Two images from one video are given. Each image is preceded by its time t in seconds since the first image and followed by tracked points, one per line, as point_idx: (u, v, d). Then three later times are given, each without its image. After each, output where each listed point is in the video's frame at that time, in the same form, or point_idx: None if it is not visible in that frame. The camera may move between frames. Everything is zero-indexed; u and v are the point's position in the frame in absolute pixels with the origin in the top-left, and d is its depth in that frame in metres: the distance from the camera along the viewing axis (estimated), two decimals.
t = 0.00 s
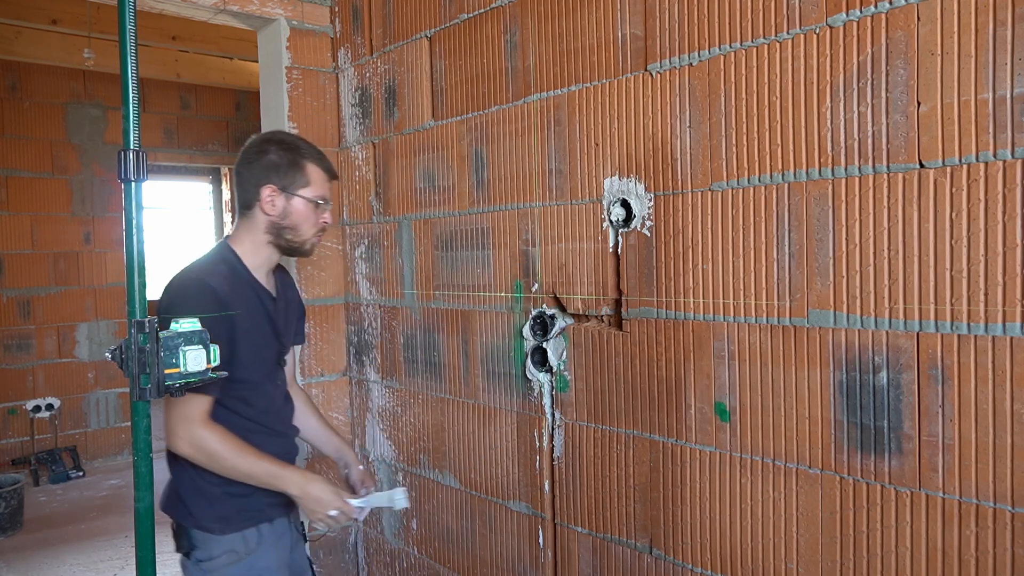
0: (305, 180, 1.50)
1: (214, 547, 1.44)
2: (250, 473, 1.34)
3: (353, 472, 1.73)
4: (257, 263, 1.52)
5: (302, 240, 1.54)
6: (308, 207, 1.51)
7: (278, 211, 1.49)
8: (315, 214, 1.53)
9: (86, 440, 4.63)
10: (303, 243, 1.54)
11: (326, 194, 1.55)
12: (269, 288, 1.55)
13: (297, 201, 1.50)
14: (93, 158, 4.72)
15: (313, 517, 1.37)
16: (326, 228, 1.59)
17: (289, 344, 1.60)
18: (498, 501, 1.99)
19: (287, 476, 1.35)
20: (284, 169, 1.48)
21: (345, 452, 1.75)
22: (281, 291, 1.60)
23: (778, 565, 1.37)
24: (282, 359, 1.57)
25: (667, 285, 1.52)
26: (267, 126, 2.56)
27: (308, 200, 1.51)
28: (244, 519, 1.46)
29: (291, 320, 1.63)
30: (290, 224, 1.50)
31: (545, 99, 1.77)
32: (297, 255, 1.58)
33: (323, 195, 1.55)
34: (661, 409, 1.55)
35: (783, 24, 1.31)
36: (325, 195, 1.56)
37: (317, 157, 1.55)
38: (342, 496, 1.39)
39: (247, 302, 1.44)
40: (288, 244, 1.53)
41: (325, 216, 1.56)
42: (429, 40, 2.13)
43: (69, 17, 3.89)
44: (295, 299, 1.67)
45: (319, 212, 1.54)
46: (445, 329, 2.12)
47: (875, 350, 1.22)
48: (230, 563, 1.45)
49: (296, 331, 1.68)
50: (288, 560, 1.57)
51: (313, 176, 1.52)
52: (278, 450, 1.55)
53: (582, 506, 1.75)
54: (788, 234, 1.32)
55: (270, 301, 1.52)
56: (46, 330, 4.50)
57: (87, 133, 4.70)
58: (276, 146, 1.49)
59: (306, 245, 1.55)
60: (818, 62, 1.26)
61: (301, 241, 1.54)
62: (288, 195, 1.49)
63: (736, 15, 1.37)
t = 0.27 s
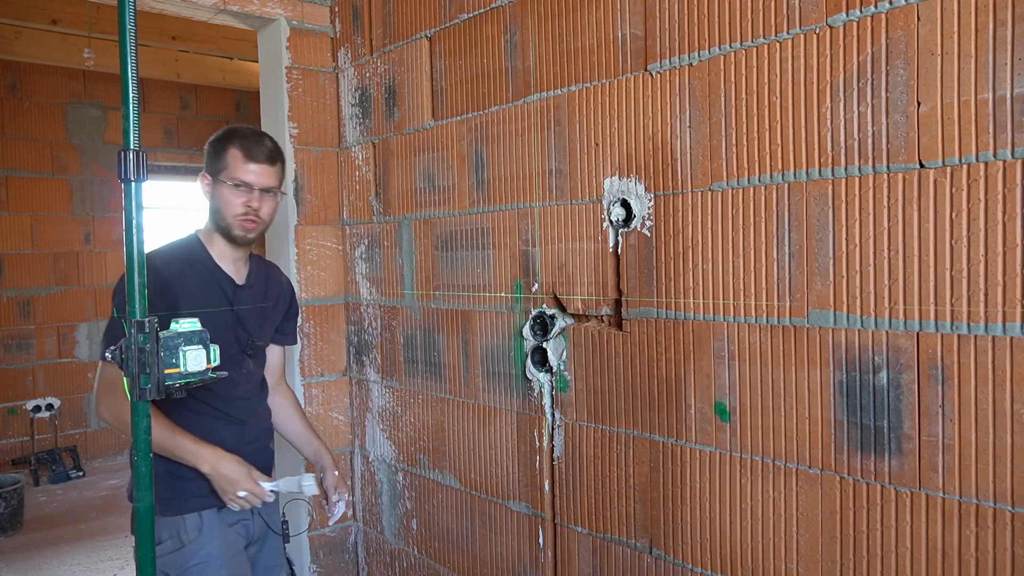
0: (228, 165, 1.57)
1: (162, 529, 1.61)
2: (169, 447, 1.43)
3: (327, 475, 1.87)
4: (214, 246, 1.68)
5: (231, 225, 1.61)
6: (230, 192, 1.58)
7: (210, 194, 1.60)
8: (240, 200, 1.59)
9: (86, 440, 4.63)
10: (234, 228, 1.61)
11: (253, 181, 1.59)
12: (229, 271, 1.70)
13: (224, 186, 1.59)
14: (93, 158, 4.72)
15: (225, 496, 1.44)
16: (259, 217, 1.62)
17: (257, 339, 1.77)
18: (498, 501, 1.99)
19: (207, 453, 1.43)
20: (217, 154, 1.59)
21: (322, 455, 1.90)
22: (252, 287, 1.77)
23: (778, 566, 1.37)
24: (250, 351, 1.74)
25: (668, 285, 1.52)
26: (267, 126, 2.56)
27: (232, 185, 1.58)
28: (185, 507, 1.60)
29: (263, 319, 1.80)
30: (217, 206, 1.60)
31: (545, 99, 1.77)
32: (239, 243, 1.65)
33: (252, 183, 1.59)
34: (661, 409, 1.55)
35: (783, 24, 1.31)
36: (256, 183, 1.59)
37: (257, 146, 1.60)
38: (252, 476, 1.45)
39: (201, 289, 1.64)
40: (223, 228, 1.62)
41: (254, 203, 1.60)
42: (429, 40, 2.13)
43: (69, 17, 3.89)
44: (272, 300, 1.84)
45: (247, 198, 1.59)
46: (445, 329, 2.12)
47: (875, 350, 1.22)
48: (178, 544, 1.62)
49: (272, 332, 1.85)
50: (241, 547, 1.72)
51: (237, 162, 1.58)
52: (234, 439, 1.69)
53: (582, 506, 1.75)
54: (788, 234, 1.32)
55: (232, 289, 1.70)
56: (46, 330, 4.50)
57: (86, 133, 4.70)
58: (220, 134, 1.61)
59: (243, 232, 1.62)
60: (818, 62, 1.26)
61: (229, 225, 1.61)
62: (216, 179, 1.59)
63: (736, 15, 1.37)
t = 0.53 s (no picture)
0: (188, 162, 1.58)
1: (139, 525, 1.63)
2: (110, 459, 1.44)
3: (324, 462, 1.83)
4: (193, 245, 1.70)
5: (198, 222, 1.62)
6: (193, 187, 1.59)
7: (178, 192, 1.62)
8: (204, 195, 1.59)
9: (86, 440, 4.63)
10: (202, 225, 1.62)
11: (213, 176, 1.58)
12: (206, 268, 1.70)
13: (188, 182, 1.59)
14: (93, 158, 4.72)
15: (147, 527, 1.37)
16: (225, 212, 1.62)
17: (242, 337, 1.76)
18: (498, 501, 1.99)
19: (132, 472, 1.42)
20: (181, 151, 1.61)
21: (322, 443, 1.86)
22: (237, 284, 1.77)
23: (778, 565, 1.37)
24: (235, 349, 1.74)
25: (668, 285, 1.52)
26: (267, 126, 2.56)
27: (196, 181, 1.59)
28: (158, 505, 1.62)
29: (250, 319, 1.80)
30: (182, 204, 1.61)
31: (545, 99, 1.77)
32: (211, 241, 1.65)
33: (214, 178, 1.59)
34: (661, 409, 1.55)
35: (783, 24, 1.31)
36: (218, 177, 1.59)
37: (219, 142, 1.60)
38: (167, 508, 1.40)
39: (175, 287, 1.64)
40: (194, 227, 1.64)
41: (218, 199, 1.60)
42: (429, 40, 2.13)
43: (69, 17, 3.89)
44: (261, 298, 1.84)
45: (210, 193, 1.59)
46: (445, 329, 2.12)
47: (875, 350, 1.22)
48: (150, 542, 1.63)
49: (264, 330, 1.84)
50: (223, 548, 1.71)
51: (197, 158, 1.58)
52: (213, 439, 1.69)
53: (581, 506, 1.75)
54: (788, 234, 1.32)
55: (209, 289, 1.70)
56: (46, 330, 4.51)
57: (87, 133, 4.70)
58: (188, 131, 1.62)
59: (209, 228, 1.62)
60: (818, 62, 1.26)
61: (198, 222, 1.62)
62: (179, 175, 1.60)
63: (736, 15, 1.37)
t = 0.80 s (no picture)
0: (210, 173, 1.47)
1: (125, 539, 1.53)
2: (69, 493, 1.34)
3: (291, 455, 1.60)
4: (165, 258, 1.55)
5: (214, 232, 1.52)
6: (209, 198, 1.48)
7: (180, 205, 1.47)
8: (222, 205, 1.50)
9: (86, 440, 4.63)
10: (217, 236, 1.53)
11: (233, 182, 1.50)
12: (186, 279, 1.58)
13: (200, 192, 1.47)
14: (93, 158, 4.72)
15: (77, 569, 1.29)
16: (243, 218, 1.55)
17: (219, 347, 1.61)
18: (498, 501, 1.99)
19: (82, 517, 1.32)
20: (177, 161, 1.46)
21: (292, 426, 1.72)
22: (213, 289, 1.63)
23: (778, 565, 1.37)
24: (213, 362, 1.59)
25: (668, 285, 1.52)
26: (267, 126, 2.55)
27: (212, 191, 1.49)
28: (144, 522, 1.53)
29: (229, 323, 1.65)
30: (194, 218, 1.48)
31: (545, 99, 1.77)
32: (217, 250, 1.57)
33: (232, 184, 1.50)
34: (661, 409, 1.55)
35: (783, 24, 1.31)
36: (235, 182, 1.51)
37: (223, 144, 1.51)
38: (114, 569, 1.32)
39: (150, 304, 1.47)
40: (201, 239, 1.52)
41: (238, 205, 1.53)
42: (430, 40, 2.13)
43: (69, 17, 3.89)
44: (242, 299, 1.68)
45: (230, 201, 1.51)
46: (445, 329, 2.12)
47: (875, 350, 1.22)
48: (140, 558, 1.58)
49: (249, 332, 1.70)
50: (212, 561, 1.61)
51: (216, 166, 1.48)
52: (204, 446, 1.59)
53: (581, 506, 1.75)
54: (787, 234, 1.32)
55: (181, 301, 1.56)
56: (45, 330, 4.51)
57: (86, 133, 4.70)
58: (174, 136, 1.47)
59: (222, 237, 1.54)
60: (818, 63, 1.26)
61: (212, 234, 1.52)
62: (188, 187, 1.46)
63: (736, 15, 1.37)
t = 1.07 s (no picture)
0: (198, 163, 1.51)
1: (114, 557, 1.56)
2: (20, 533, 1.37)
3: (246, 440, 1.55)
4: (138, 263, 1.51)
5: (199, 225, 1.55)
6: (197, 190, 1.52)
7: (169, 200, 1.48)
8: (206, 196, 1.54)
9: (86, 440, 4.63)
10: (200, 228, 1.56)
11: (217, 175, 1.55)
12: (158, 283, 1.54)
13: (188, 184, 1.50)
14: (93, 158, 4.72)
15: None
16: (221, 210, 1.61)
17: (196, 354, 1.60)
18: (498, 501, 1.99)
19: (29, 561, 1.38)
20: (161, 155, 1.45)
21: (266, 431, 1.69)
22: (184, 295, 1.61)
23: (779, 566, 1.37)
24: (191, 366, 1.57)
25: (668, 285, 1.52)
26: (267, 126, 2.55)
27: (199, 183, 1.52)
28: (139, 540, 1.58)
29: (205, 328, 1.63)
30: (183, 212, 1.50)
31: (545, 99, 1.77)
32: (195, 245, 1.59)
33: (215, 176, 1.56)
34: (661, 409, 1.55)
35: (784, 24, 1.31)
36: (217, 175, 1.57)
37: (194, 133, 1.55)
38: None
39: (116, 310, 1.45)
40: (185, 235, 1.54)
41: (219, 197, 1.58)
42: (429, 40, 2.13)
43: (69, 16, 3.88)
44: (214, 300, 1.70)
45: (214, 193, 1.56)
46: (445, 329, 2.12)
47: (875, 350, 1.22)
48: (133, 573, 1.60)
49: (226, 328, 1.72)
50: (203, 574, 1.68)
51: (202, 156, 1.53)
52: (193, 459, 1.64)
53: (581, 506, 1.75)
54: (788, 234, 1.32)
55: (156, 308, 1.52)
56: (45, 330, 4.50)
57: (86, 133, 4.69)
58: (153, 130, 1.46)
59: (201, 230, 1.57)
60: (818, 62, 1.26)
61: (196, 227, 1.54)
62: (176, 180, 1.48)
63: (737, 15, 1.37)
